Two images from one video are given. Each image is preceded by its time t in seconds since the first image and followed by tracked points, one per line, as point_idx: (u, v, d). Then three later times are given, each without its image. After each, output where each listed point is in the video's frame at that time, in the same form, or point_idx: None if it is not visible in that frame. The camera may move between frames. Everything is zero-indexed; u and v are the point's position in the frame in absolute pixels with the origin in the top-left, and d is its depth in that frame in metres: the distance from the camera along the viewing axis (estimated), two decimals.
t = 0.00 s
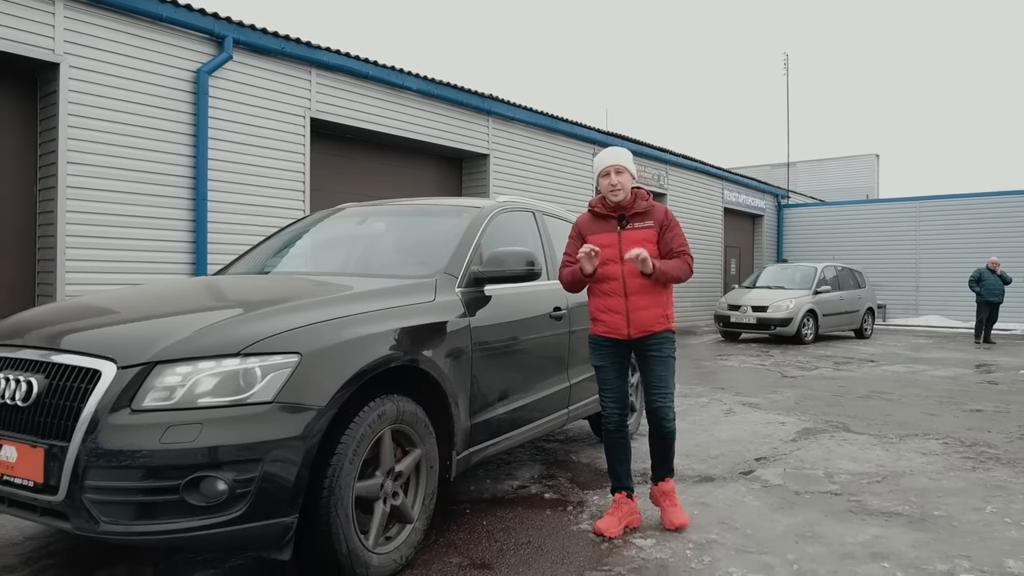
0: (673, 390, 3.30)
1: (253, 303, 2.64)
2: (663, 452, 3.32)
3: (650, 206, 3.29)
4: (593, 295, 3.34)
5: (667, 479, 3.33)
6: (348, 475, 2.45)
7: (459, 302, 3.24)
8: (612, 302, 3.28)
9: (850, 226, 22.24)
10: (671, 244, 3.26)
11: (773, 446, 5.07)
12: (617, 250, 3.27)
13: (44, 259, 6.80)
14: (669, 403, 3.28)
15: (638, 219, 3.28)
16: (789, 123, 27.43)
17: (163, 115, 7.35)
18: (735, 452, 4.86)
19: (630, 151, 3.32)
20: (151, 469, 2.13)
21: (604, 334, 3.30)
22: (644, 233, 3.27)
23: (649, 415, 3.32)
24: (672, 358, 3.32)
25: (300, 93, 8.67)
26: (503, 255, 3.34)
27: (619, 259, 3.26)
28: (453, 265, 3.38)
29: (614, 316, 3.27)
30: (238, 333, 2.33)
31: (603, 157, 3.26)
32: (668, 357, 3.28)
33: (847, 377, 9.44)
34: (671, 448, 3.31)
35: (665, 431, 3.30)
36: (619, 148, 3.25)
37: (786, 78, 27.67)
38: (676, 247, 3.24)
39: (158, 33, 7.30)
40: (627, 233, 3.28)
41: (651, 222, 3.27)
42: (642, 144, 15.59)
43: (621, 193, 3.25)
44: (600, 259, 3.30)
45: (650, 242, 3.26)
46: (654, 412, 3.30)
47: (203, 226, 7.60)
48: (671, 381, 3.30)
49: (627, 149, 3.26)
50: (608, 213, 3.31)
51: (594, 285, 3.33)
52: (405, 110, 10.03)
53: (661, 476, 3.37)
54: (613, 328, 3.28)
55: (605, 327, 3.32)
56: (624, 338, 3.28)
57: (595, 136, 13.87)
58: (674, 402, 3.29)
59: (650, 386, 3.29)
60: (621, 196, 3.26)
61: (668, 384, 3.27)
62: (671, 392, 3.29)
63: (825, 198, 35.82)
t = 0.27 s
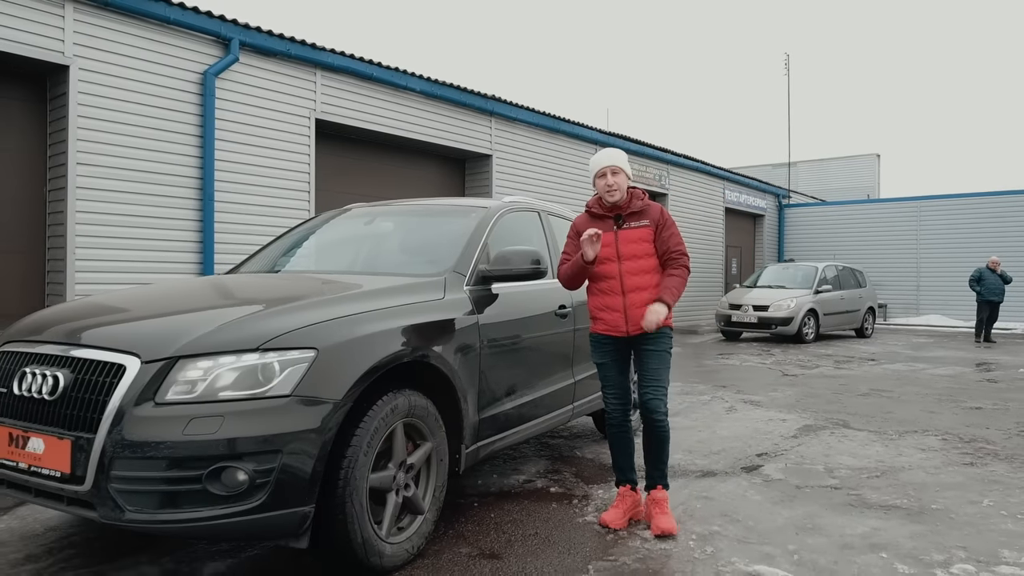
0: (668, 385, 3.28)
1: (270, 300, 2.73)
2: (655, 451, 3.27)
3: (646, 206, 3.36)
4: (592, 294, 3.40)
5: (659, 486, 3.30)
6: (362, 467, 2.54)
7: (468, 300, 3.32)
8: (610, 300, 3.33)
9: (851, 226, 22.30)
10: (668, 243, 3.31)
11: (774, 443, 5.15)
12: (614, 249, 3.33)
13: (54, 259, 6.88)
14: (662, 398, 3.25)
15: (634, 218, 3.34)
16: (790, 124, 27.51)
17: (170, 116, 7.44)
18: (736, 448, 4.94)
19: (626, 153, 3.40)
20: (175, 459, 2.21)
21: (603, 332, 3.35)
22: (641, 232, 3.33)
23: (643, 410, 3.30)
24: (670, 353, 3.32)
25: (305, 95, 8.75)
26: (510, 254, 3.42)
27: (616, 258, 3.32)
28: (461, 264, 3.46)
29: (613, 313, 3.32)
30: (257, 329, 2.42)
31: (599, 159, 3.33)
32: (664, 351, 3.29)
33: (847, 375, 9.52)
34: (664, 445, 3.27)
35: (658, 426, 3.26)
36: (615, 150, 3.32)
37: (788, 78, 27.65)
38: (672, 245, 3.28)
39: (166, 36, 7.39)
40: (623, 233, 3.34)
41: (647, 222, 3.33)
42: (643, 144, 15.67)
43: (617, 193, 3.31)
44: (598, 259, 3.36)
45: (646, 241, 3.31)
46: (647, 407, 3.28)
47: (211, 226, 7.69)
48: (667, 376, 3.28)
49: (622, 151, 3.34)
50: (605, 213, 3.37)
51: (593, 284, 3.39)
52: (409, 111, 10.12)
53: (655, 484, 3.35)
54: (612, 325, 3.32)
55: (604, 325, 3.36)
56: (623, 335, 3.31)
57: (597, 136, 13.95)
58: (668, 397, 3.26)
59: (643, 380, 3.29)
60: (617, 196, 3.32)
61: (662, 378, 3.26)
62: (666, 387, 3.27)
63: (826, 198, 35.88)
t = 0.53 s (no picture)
0: (662, 381, 3.29)
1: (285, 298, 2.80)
2: (645, 448, 3.26)
3: (647, 206, 3.37)
4: (594, 293, 3.45)
5: (643, 487, 3.23)
6: (375, 460, 2.61)
7: (476, 298, 3.40)
8: (609, 298, 3.37)
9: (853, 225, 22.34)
10: (668, 243, 3.33)
11: (775, 440, 5.22)
12: (615, 249, 3.37)
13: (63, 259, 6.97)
14: (653, 393, 3.25)
15: (634, 218, 3.37)
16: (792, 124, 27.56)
17: (177, 118, 7.52)
18: (738, 444, 5.01)
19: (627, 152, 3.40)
20: (196, 453, 2.28)
21: (603, 330, 3.40)
22: (641, 232, 3.35)
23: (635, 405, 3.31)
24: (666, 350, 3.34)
25: (310, 96, 8.83)
26: (517, 253, 3.48)
27: (617, 257, 3.36)
28: (469, 263, 3.53)
29: (612, 312, 3.36)
30: (273, 326, 2.49)
31: (601, 159, 3.35)
32: (660, 348, 3.31)
33: (848, 374, 9.58)
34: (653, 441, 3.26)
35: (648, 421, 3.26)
36: (616, 150, 3.33)
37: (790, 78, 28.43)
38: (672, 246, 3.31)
39: (172, 38, 7.46)
40: (624, 232, 3.37)
41: (648, 222, 3.35)
42: (645, 144, 15.75)
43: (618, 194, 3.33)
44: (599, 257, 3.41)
45: (646, 240, 3.34)
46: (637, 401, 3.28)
47: (217, 226, 7.77)
48: (661, 372, 3.30)
49: (622, 151, 3.35)
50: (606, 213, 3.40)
51: (595, 283, 3.44)
52: (413, 112, 10.19)
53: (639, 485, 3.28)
54: (612, 324, 3.36)
55: (604, 324, 3.41)
56: (622, 333, 3.35)
57: (599, 136, 14.01)
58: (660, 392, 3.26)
59: (637, 376, 3.31)
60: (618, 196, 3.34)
61: (656, 374, 3.27)
62: (659, 383, 3.28)
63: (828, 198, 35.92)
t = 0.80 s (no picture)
0: (658, 383, 3.33)
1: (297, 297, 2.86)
2: (641, 448, 3.31)
3: (651, 207, 3.42)
4: (595, 292, 3.49)
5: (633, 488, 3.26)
6: (386, 455, 2.67)
7: (482, 297, 3.46)
8: (609, 298, 3.42)
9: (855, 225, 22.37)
10: (672, 244, 3.37)
11: (777, 437, 5.27)
12: (617, 249, 3.42)
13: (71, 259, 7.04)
14: (649, 395, 3.30)
15: (638, 219, 3.41)
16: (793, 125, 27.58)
17: (184, 119, 7.59)
18: (740, 442, 5.07)
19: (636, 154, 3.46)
20: (213, 446, 2.35)
21: (603, 329, 3.44)
22: (644, 233, 3.40)
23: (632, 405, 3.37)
24: (664, 352, 3.38)
25: (315, 97, 8.89)
26: (523, 252, 3.54)
27: (619, 257, 3.41)
28: (476, 263, 3.60)
29: (611, 311, 3.40)
30: (287, 324, 2.55)
31: (609, 159, 3.40)
32: (656, 350, 3.35)
33: (849, 373, 9.63)
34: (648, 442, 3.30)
35: (642, 423, 3.30)
36: (624, 151, 3.39)
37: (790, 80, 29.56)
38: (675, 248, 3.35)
39: (179, 40, 7.54)
40: (627, 232, 3.42)
41: (651, 223, 3.40)
42: (647, 145, 15.80)
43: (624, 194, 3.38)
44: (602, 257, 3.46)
45: (650, 241, 3.39)
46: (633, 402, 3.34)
47: (223, 226, 7.84)
48: (657, 374, 3.34)
49: (631, 151, 3.40)
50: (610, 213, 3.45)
51: (597, 282, 3.48)
52: (417, 113, 10.25)
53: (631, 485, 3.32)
54: (611, 323, 3.41)
55: (604, 323, 3.45)
56: (620, 333, 3.39)
57: (602, 137, 14.06)
58: (655, 394, 3.31)
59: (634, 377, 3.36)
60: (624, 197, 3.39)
61: (651, 376, 3.32)
62: (655, 384, 3.32)
63: (830, 198, 35.93)
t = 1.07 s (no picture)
0: (660, 382, 3.36)
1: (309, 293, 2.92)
2: (645, 445, 3.35)
3: (657, 206, 3.42)
4: (599, 289, 3.54)
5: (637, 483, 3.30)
6: (396, 447, 2.73)
7: (489, 294, 3.52)
8: (611, 295, 3.46)
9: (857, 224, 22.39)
10: (675, 245, 3.37)
11: (779, 434, 5.33)
12: (620, 246, 3.45)
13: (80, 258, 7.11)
14: (652, 394, 3.34)
15: (643, 217, 3.43)
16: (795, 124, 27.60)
17: (191, 119, 7.66)
18: (743, 438, 5.12)
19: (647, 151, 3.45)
20: (229, 438, 2.41)
21: (604, 326, 3.49)
22: (648, 231, 3.41)
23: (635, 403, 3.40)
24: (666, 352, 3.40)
25: (320, 97, 8.95)
26: (529, 250, 3.59)
27: (622, 255, 3.44)
28: (482, 260, 3.66)
29: (613, 309, 3.45)
30: (300, 319, 2.61)
31: (618, 156, 3.42)
32: (658, 349, 3.37)
33: (851, 371, 9.68)
34: (652, 440, 3.34)
35: (646, 422, 3.34)
36: (632, 148, 3.39)
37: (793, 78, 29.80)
38: (678, 248, 3.35)
39: (186, 41, 7.61)
40: (631, 230, 3.44)
41: (656, 222, 3.40)
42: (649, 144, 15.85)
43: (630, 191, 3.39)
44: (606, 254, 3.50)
45: (653, 240, 3.39)
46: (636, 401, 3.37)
47: (229, 226, 7.91)
48: (659, 373, 3.37)
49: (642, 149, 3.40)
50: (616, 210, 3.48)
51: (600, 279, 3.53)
52: (420, 112, 10.31)
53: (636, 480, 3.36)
54: (612, 320, 3.45)
55: (605, 319, 3.50)
56: (620, 330, 3.44)
57: (604, 136, 14.11)
58: (658, 393, 3.34)
59: (636, 375, 3.39)
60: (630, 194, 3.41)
61: (653, 376, 3.35)
62: (657, 383, 3.35)
63: (832, 197, 35.94)
